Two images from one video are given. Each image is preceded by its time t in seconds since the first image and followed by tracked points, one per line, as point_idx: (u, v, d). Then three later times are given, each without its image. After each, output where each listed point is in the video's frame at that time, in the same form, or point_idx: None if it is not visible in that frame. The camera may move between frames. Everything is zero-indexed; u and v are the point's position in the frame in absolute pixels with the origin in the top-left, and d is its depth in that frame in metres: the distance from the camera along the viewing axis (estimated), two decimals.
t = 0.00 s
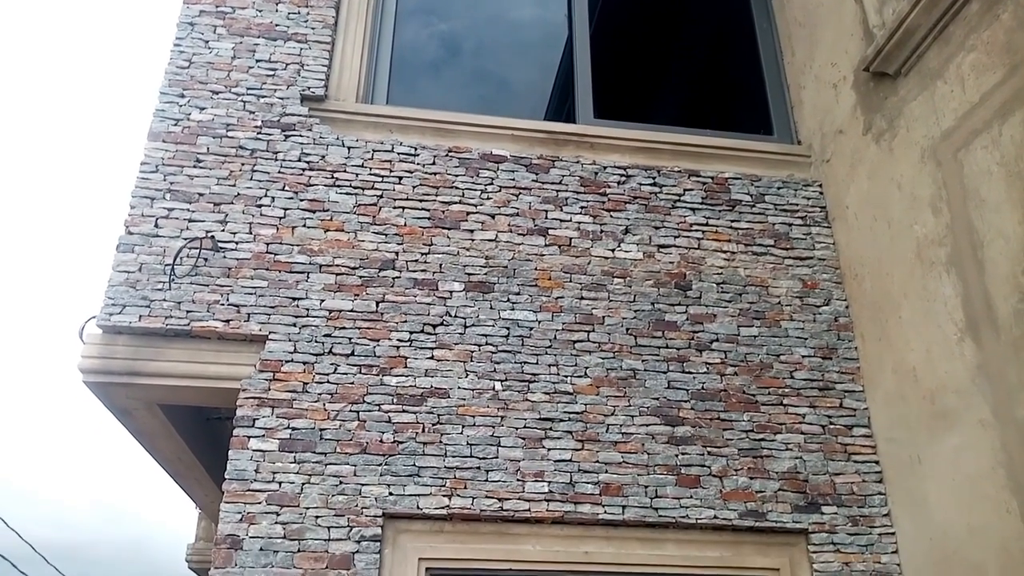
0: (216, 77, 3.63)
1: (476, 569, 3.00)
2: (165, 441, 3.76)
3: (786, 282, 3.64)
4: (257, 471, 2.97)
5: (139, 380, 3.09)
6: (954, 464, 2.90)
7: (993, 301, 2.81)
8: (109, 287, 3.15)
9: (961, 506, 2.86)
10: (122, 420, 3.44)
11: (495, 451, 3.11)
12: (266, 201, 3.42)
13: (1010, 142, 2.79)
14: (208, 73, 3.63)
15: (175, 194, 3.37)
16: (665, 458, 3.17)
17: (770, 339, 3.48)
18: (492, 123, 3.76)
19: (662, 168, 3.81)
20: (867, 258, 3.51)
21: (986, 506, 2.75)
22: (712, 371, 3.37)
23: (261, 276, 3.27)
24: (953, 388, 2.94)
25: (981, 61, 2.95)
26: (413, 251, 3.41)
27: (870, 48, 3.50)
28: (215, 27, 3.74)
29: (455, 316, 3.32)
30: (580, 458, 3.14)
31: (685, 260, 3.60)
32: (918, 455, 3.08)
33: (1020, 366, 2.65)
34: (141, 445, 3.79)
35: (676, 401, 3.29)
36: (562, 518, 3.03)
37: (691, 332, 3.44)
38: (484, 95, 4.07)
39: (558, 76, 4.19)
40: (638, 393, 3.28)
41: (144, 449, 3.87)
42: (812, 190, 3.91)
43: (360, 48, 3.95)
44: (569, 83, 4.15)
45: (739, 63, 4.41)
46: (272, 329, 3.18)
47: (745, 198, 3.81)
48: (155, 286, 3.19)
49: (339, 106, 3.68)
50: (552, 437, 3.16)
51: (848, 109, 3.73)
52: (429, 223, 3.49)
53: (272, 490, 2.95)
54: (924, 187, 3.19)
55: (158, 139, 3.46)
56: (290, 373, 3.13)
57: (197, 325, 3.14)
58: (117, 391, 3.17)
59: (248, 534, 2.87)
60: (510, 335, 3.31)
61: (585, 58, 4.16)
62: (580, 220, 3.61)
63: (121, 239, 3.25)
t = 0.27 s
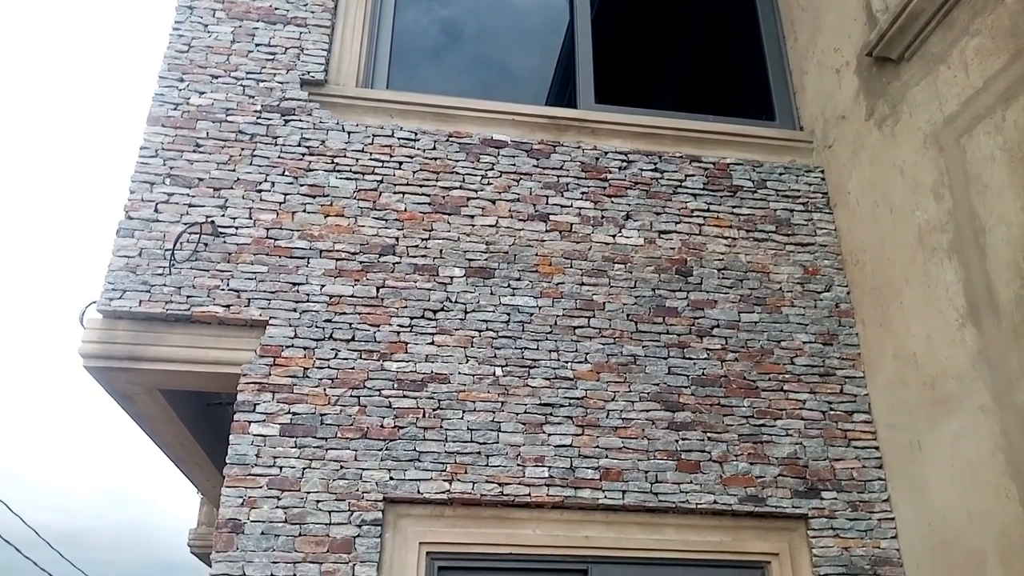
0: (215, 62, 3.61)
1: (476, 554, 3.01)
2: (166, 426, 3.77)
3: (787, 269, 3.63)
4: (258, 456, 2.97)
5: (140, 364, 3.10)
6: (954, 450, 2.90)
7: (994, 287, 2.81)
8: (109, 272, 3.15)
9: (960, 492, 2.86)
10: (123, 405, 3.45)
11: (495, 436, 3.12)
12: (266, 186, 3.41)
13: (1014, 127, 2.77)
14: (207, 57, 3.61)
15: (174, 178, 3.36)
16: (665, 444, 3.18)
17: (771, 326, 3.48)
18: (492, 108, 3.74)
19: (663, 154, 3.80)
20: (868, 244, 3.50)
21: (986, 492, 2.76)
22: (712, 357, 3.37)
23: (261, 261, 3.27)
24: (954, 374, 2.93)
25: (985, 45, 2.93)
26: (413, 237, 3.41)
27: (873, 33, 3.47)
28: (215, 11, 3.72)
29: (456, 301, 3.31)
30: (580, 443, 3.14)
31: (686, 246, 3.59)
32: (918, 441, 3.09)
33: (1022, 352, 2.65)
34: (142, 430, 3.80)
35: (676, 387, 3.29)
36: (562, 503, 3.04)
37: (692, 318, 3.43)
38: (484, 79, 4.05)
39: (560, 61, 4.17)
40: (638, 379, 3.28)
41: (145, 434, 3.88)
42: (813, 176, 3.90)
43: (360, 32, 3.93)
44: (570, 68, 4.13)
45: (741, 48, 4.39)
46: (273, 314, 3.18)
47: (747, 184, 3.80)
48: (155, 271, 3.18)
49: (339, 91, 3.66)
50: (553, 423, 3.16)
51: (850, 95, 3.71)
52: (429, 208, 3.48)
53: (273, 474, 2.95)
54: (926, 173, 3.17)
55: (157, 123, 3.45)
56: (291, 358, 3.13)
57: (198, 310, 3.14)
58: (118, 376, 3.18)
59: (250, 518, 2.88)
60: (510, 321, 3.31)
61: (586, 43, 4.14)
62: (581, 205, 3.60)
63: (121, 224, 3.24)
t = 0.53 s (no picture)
0: (213, 42, 3.59)
1: (474, 535, 3.02)
2: (165, 408, 3.78)
3: (787, 252, 3.63)
4: (257, 438, 2.98)
5: (138, 346, 3.10)
6: (952, 433, 2.91)
7: (995, 270, 2.80)
8: (107, 254, 3.14)
9: (957, 474, 2.87)
10: (122, 387, 3.45)
11: (494, 418, 3.12)
12: (264, 167, 3.39)
13: (1016, 109, 2.75)
14: (205, 37, 3.59)
15: (172, 160, 3.34)
16: (664, 427, 3.18)
17: (770, 309, 3.48)
18: (492, 89, 3.72)
19: (663, 136, 3.78)
20: (869, 227, 3.49)
21: (982, 475, 2.76)
22: (711, 340, 3.37)
23: (259, 243, 3.25)
24: (953, 357, 2.93)
25: (988, 26, 2.90)
26: (412, 219, 3.40)
27: (875, 14, 3.44)
28: None
29: (455, 284, 3.31)
30: (578, 425, 3.15)
31: (686, 229, 3.58)
32: (916, 424, 3.09)
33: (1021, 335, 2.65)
34: (142, 412, 3.81)
35: (675, 369, 3.29)
36: (560, 485, 3.05)
37: (691, 301, 3.43)
38: (484, 61, 4.02)
39: (560, 42, 4.14)
40: (637, 362, 3.28)
41: (144, 416, 3.89)
42: (814, 159, 3.88)
43: (358, 13, 3.90)
44: (570, 50, 4.10)
45: (743, 30, 4.36)
46: (271, 296, 3.18)
47: (747, 167, 3.78)
48: (153, 253, 3.17)
49: (337, 72, 3.63)
50: (551, 405, 3.17)
51: (852, 77, 3.69)
52: (428, 190, 3.46)
53: (272, 456, 2.96)
54: (928, 155, 3.16)
55: (155, 104, 3.43)
56: (289, 340, 3.13)
57: (196, 292, 3.14)
58: (117, 357, 3.17)
59: (249, 499, 2.89)
60: (509, 303, 3.30)
61: (586, 24, 4.11)
62: (580, 188, 3.58)
63: (119, 205, 3.23)
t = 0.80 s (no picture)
0: (212, 30, 3.58)
1: (474, 523, 3.03)
2: (166, 397, 3.78)
3: (788, 241, 3.62)
4: (257, 426, 2.99)
5: (139, 334, 3.10)
6: (952, 422, 2.91)
7: (996, 259, 2.79)
8: (107, 242, 3.14)
9: (957, 463, 2.88)
10: (123, 375, 3.46)
11: (494, 407, 3.12)
12: (263, 155, 3.38)
13: (1019, 97, 2.74)
14: (204, 25, 3.58)
15: (172, 148, 3.34)
16: (663, 415, 3.19)
17: (770, 298, 3.47)
18: (492, 77, 3.70)
19: (664, 125, 3.77)
20: (870, 216, 3.48)
21: (982, 463, 2.77)
22: (711, 329, 3.37)
23: (259, 232, 3.25)
24: (953, 346, 2.93)
25: (992, 13, 2.89)
26: (412, 208, 3.39)
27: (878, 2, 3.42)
28: None
29: (455, 273, 3.30)
30: (578, 414, 3.15)
31: (686, 218, 3.58)
32: (916, 413, 3.09)
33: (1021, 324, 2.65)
34: (143, 401, 3.82)
35: (675, 358, 3.29)
36: (560, 474, 3.06)
37: (691, 291, 3.42)
38: (484, 49, 4.00)
39: (561, 31, 4.12)
40: (637, 351, 3.28)
41: (145, 405, 3.90)
42: (816, 148, 3.87)
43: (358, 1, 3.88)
44: (571, 38, 4.09)
45: (745, 19, 4.34)
46: (271, 285, 3.17)
47: (748, 156, 3.77)
48: (153, 242, 3.17)
49: (337, 60, 3.62)
50: (551, 394, 3.17)
51: (854, 65, 3.67)
52: (428, 178, 3.46)
53: (272, 444, 2.97)
54: (929, 144, 3.15)
55: (154, 92, 3.42)
56: (289, 329, 3.13)
57: (196, 281, 3.14)
58: (117, 346, 3.18)
59: (249, 487, 2.90)
60: (509, 292, 3.30)
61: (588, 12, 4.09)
62: (581, 177, 3.57)
63: (119, 194, 3.23)
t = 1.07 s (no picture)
0: (207, 16, 3.56)
1: (472, 509, 3.04)
2: (163, 384, 3.78)
3: (785, 227, 3.61)
4: (255, 413, 2.99)
5: (135, 322, 3.09)
6: (949, 407, 2.91)
7: (993, 244, 2.79)
8: (103, 230, 3.13)
9: (953, 448, 2.88)
10: (120, 363, 3.45)
11: (491, 393, 3.12)
12: (259, 142, 3.37)
13: (1017, 82, 2.73)
14: (199, 11, 3.56)
15: (167, 134, 3.32)
16: (661, 401, 3.19)
17: (767, 285, 3.47)
18: (489, 63, 3.68)
19: (662, 111, 3.75)
20: (868, 202, 3.48)
21: (978, 448, 2.77)
22: (709, 315, 3.37)
23: (256, 219, 3.24)
24: (950, 332, 2.93)
25: None
26: (409, 194, 3.38)
27: None
28: None
29: (452, 260, 3.30)
30: (576, 401, 3.15)
31: (684, 205, 3.57)
32: (913, 398, 3.10)
33: (1018, 309, 2.65)
34: (141, 388, 3.82)
35: (672, 345, 3.29)
36: (557, 460, 3.06)
37: (689, 277, 3.42)
38: (481, 35, 3.98)
39: (558, 16, 4.10)
40: (634, 337, 3.28)
41: (143, 392, 3.90)
42: (814, 134, 3.86)
43: None
44: (569, 24, 4.07)
45: (743, 4, 4.32)
46: (268, 272, 3.17)
47: (746, 142, 3.76)
48: (149, 229, 3.16)
49: (333, 45, 3.60)
50: (548, 380, 3.17)
51: (852, 51, 3.66)
52: (425, 165, 3.44)
53: (270, 431, 2.97)
54: (927, 129, 3.14)
55: (149, 78, 3.40)
56: (286, 316, 3.13)
57: (192, 268, 3.13)
58: (114, 333, 3.17)
59: (247, 474, 2.90)
60: (506, 279, 3.30)
61: None
62: (578, 163, 3.56)
63: (114, 181, 3.21)
